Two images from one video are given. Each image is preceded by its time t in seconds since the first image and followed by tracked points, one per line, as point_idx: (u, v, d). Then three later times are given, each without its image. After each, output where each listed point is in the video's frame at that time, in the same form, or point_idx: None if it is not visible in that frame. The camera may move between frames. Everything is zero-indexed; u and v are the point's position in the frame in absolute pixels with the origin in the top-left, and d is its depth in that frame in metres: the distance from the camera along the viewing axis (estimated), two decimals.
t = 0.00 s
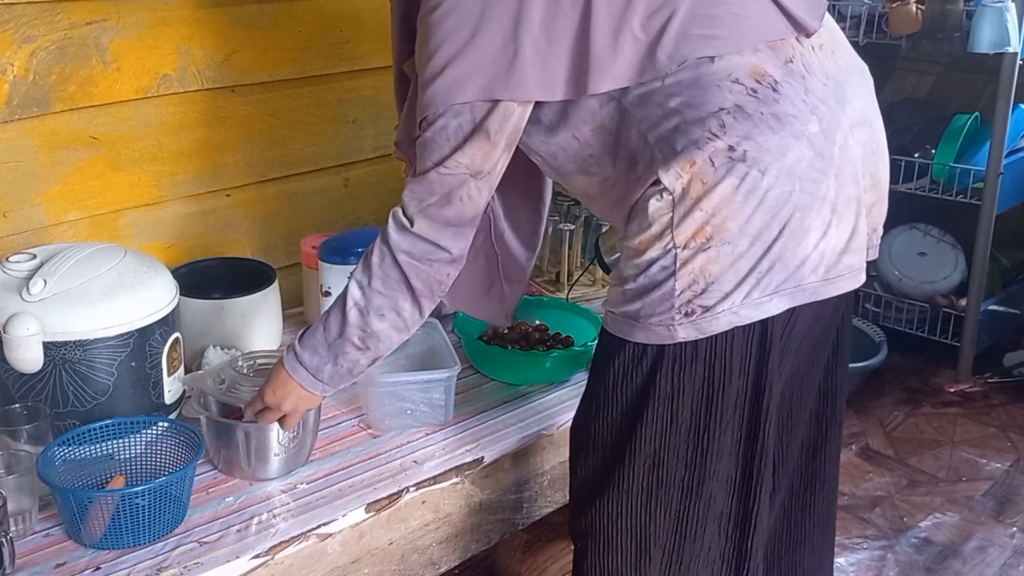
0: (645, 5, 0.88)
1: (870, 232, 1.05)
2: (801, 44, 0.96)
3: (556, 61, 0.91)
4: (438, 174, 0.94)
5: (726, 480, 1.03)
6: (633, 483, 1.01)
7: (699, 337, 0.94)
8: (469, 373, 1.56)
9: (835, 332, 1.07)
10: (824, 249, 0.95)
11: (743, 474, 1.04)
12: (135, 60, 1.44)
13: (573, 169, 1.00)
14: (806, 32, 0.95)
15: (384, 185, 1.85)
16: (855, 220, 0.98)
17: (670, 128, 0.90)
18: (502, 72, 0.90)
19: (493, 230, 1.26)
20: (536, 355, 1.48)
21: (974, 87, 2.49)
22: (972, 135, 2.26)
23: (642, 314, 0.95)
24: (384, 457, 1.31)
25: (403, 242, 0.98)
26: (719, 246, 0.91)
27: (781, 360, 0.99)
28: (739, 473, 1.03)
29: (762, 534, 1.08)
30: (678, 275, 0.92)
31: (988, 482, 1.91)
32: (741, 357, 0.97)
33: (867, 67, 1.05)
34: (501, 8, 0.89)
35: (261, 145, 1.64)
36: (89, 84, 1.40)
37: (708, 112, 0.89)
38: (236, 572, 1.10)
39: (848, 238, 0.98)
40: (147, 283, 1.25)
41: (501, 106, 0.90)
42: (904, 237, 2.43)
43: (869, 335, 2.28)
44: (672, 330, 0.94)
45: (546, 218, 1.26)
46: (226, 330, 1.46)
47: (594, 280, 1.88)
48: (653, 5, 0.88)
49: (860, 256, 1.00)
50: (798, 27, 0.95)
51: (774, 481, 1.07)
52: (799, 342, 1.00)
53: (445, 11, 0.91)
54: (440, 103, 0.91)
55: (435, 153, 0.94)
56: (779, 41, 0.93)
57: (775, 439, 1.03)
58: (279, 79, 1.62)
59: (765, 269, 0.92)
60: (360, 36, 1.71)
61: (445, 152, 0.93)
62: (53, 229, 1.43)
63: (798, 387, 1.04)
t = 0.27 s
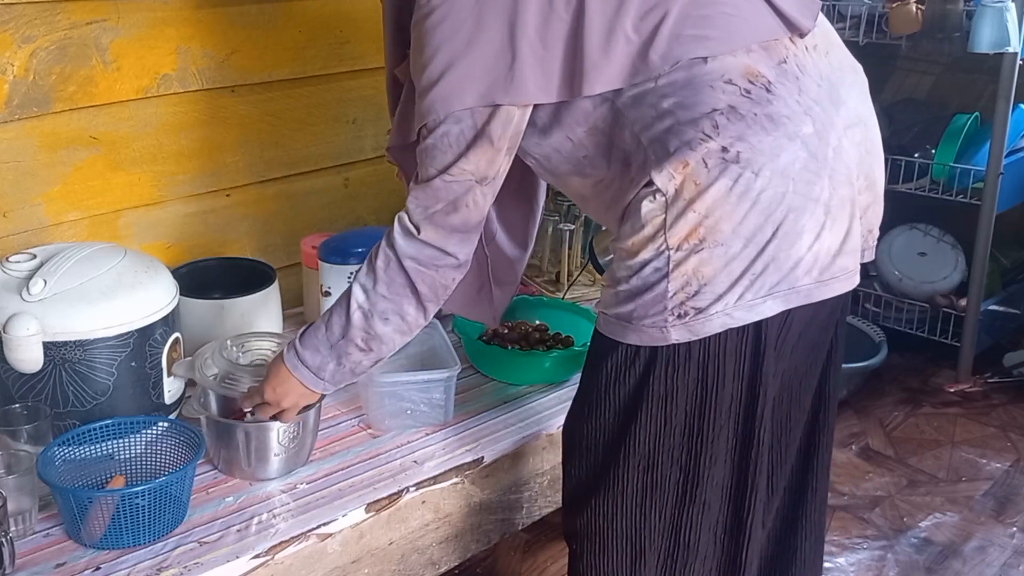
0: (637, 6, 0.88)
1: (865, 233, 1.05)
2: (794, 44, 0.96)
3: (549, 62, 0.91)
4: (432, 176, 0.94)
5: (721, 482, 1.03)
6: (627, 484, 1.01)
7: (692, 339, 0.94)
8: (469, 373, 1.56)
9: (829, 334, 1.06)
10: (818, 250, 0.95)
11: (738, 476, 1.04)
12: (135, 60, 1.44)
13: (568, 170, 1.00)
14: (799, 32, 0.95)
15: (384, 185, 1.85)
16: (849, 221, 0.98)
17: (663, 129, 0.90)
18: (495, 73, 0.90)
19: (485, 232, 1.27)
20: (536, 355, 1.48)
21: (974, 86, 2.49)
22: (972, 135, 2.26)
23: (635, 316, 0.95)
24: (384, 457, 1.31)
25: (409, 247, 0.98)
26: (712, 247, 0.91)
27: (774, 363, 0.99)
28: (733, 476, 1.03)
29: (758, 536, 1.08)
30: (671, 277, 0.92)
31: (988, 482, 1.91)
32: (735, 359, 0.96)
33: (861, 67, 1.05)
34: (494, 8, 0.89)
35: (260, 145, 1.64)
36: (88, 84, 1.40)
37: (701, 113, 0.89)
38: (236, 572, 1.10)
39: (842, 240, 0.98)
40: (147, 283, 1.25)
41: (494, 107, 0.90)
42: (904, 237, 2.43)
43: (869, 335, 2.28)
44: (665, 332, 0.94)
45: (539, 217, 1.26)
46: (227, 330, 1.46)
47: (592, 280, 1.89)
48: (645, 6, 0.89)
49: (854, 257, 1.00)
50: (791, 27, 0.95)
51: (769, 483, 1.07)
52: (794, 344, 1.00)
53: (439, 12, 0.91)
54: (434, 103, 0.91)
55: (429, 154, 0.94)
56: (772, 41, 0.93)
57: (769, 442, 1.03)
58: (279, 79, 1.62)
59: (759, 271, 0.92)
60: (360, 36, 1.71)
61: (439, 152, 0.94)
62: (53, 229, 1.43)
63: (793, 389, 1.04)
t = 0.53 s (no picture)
0: (635, 6, 0.88)
1: (864, 234, 1.05)
2: (793, 44, 0.96)
3: (547, 62, 0.91)
4: (430, 177, 0.95)
5: (720, 483, 1.03)
6: (626, 484, 1.02)
7: (691, 340, 0.94)
8: (469, 373, 1.56)
9: (829, 335, 1.06)
10: (816, 251, 0.95)
11: (737, 477, 1.04)
12: (136, 60, 1.44)
13: (567, 170, 1.00)
14: (798, 32, 0.95)
15: (384, 185, 1.85)
16: (848, 222, 0.98)
17: (661, 129, 0.90)
18: (493, 73, 0.90)
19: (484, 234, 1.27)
20: (535, 355, 1.48)
21: (974, 86, 2.49)
22: (972, 135, 2.26)
23: (633, 316, 0.95)
24: (384, 457, 1.31)
25: (404, 247, 0.98)
26: (710, 247, 0.91)
27: (773, 364, 0.99)
28: (732, 477, 1.03)
29: (757, 537, 1.08)
30: (669, 277, 0.92)
31: (989, 482, 1.91)
32: (733, 360, 0.96)
33: (860, 67, 1.05)
34: (492, 8, 0.89)
35: (260, 145, 1.64)
36: (89, 84, 1.40)
37: (699, 113, 0.89)
38: (236, 572, 1.10)
39: (841, 241, 0.98)
40: (147, 283, 1.25)
41: (492, 107, 0.90)
42: (904, 237, 2.43)
43: (869, 335, 2.28)
44: (663, 332, 0.94)
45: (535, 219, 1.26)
46: (226, 329, 1.46)
47: (593, 280, 1.88)
48: (643, 7, 0.88)
49: (852, 258, 1.00)
50: (790, 27, 0.95)
51: (767, 484, 1.07)
52: (792, 345, 1.00)
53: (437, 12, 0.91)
54: (432, 104, 0.91)
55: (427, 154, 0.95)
56: (771, 41, 0.93)
57: (768, 443, 1.03)
58: (279, 79, 1.62)
59: (757, 272, 0.92)
60: (360, 36, 1.71)
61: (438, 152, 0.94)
62: (53, 229, 1.43)
63: (792, 390, 1.04)
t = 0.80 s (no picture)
0: (636, 6, 0.88)
1: (866, 235, 1.05)
2: (795, 45, 0.96)
3: (549, 62, 0.91)
4: (436, 177, 0.95)
5: (720, 484, 1.03)
6: (627, 485, 1.02)
7: (691, 340, 0.94)
8: (469, 374, 1.56)
9: (830, 337, 1.06)
10: (817, 251, 0.95)
11: (738, 479, 1.04)
12: (135, 60, 1.44)
13: (568, 171, 1.00)
14: (800, 32, 0.95)
15: (385, 185, 1.85)
16: (850, 223, 0.98)
17: (663, 129, 0.90)
18: (494, 73, 0.90)
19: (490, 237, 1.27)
20: (535, 355, 1.48)
21: (974, 86, 2.49)
22: (972, 135, 2.26)
23: (634, 316, 0.95)
24: (383, 457, 1.31)
25: (410, 244, 0.97)
26: (711, 248, 0.91)
27: (774, 365, 0.99)
28: (733, 478, 1.03)
29: (758, 537, 1.07)
30: (670, 278, 0.92)
31: (989, 482, 1.91)
32: (734, 361, 0.96)
33: (863, 68, 1.05)
34: (493, 8, 0.89)
35: (260, 145, 1.64)
36: (89, 84, 1.40)
37: (700, 113, 0.89)
38: (236, 572, 1.10)
39: (842, 242, 0.98)
40: (147, 283, 1.25)
41: (493, 107, 0.90)
42: (904, 237, 2.43)
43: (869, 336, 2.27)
44: (664, 333, 0.94)
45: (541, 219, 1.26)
46: (227, 330, 1.46)
47: (592, 280, 1.88)
48: (645, 7, 0.89)
49: (854, 259, 1.00)
50: (792, 27, 0.95)
51: (768, 486, 1.07)
52: (793, 347, 1.00)
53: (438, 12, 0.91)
54: (433, 104, 0.91)
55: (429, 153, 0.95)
56: (772, 41, 0.93)
57: (769, 445, 1.03)
58: (279, 79, 1.62)
59: (758, 273, 0.92)
60: (360, 36, 1.71)
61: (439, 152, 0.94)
62: (53, 229, 1.43)
63: (793, 392, 1.04)
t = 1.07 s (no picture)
0: (638, 6, 0.89)
1: (869, 236, 1.05)
2: (798, 45, 0.96)
3: (551, 63, 0.91)
4: (440, 175, 0.95)
5: (722, 484, 1.03)
6: (628, 485, 1.02)
7: (693, 340, 0.94)
8: (469, 374, 1.56)
9: (832, 338, 1.06)
10: (819, 252, 0.95)
11: (739, 479, 1.04)
12: (135, 60, 1.44)
13: (571, 170, 1.01)
14: (803, 33, 0.95)
15: (385, 185, 1.85)
16: (852, 224, 0.98)
17: (665, 129, 0.90)
18: (496, 73, 0.90)
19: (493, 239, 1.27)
20: (536, 355, 1.48)
21: (974, 86, 2.49)
22: (972, 135, 2.26)
23: (636, 316, 0.95)
24: (384, 457, 1.31)
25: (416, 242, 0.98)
26: (713, 248, 0.91)
27: (775, 366, 0.99)
28: (734, 478, 1.03)
29: (759, 538, 1.07)
30: (671, 278, 0.92)
31: (989, 482, 1.91)
32: (735, 362, 0.96)
33: (866, 69, 1.05)
34: (496, 8, 0.89)
35: (260, 145, 1.64)
36: (89, 84, 1.40)
37: (702, 113, 0.89)
38: (236, 572, 1.10)
39: (845, 242, 0.98)
40: (147, 283, 1.25)
41: (495, 107, 0.90)
42: (904, 237, 2.43)
43: (870, 335, 2.27)
44: (666, 333, 0.94)
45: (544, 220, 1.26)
46: (226, 330, 1.46)
47: (593, 280, 1.88)
48: (647, 7, 0.89)
49: (856, 260, 1.00)
50: (795, 27, 0.95)
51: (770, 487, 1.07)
52: (795, 347, 1.00)
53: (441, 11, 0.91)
54: (436, 104, 0.91)
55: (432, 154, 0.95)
56: (775, 42, 0.93)
57: (771, 445, 1.03)
58: (279, 79, 1.62)
59: (760, 273, 0.92)
60: (360, 36, 1.71)
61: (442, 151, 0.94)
62: (53, 229, 1.43)
63: (795, 393, 1.04)
